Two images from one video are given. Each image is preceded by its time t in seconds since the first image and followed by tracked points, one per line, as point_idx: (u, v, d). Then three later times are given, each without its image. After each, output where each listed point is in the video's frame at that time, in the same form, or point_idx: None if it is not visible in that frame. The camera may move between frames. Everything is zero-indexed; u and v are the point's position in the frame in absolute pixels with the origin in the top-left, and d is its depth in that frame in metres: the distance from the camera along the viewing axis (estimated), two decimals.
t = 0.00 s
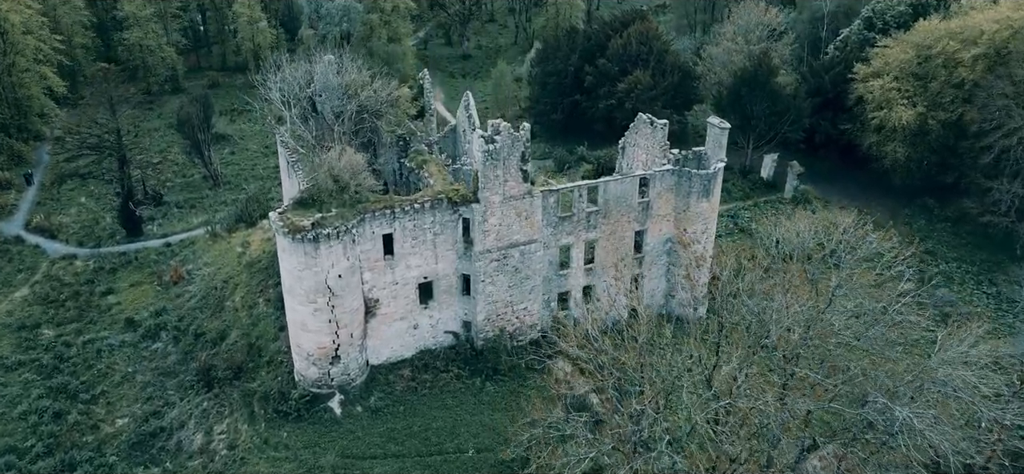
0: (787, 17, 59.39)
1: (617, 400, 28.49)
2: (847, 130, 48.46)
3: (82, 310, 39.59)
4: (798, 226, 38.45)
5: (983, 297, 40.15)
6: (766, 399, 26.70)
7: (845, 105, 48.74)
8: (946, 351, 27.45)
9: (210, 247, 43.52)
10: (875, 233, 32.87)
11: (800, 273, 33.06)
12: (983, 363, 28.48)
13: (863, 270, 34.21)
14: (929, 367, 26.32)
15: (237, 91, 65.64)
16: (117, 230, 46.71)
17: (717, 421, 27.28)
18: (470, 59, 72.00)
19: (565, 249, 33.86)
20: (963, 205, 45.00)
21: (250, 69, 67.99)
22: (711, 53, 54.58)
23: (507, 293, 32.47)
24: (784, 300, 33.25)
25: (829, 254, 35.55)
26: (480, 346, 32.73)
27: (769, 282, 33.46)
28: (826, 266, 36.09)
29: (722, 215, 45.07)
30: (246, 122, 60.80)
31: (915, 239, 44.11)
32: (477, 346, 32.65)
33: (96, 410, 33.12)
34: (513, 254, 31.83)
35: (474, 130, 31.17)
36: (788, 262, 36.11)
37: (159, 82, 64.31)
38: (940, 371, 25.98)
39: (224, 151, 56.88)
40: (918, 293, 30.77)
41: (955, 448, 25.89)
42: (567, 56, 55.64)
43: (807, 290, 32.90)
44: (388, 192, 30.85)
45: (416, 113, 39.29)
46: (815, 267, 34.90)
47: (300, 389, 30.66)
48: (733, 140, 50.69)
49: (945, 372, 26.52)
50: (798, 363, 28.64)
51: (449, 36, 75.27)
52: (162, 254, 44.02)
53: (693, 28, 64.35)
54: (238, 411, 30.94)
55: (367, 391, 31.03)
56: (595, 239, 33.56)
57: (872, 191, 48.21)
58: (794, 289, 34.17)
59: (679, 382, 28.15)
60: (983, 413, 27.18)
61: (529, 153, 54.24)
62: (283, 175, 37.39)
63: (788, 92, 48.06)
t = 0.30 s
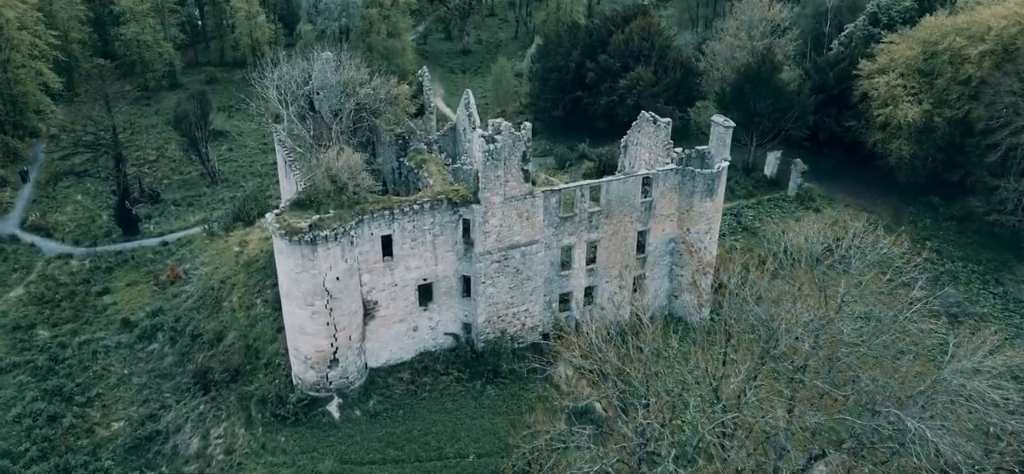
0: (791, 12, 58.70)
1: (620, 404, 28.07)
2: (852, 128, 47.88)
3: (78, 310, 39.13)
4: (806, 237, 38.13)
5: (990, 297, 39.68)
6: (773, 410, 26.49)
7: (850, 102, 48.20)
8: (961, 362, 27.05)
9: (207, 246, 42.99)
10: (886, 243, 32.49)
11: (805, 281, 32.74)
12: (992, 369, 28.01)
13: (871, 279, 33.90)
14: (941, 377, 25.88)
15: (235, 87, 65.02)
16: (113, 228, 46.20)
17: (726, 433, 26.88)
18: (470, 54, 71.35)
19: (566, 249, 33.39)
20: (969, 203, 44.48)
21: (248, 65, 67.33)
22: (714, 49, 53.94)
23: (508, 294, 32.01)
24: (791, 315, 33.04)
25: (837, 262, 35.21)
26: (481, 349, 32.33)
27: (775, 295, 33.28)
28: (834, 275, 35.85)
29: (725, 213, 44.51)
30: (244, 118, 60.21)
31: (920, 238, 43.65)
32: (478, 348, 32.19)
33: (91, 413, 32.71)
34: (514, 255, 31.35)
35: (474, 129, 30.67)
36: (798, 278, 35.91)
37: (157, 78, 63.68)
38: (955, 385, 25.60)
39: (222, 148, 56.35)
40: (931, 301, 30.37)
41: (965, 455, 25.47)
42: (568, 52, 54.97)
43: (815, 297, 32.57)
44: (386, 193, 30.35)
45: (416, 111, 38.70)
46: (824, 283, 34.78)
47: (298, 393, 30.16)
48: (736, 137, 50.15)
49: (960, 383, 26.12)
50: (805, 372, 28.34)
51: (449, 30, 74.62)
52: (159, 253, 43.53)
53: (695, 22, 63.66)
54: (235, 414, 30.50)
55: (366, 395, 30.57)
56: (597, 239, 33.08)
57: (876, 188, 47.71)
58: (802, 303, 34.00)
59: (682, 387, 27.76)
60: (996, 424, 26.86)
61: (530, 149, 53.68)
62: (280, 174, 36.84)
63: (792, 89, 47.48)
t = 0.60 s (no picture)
0: (795, 6, 57.96)
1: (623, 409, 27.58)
2: (857, 124, 47.27)
3: (74, 310, 38.64)
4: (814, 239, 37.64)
5: (997, 297, 39.16)
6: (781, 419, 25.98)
7: (855, 98, 47.64)
8: (973, 370, 26.48)
9: (204, 245, 42.46)
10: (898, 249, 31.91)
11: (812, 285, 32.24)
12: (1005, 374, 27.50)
13: (880, 283, 33.34)
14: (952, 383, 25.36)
15: (233, 82, 64.38)
16: (109, 226, 45.68)
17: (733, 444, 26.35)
18: (470, 49, 70.69)
19: (568, 249, 32.90)
20: (975, 201, 43.96)
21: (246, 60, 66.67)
22: (717, 44, 53.28)
23: (510, 295, 31.54)
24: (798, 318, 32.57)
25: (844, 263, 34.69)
26: (481, 350, 31.87)
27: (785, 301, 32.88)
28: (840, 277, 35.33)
29: (729, 211, 43.96)
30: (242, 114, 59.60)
31: (926, 237, 43.18)
32: (478, 350, 31.76)
33: (86, 416, 32.27)
34: (515, 256, 30.86)
35: (475, 128, 30.16)
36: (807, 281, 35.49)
37: (154, 73, 63.05)
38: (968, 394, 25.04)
39: (220, 144, 55.78)
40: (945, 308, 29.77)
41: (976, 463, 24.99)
42: (569, 47, 54.31)
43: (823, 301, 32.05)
44: (385, 193, 29.83)
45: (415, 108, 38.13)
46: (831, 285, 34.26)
47: (295, 397, 29.62)
48: (739, 134, 49.57)
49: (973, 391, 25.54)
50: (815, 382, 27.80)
51: (449, 24, 73.95)
52: (155, 252, 43.04)
53: (697, 17, 62.94)
54: (232, 418, 30.00)
55: (365, 398, 30.11)
56: (599, 239, 32.59)
57: (881, 186, 47.22)
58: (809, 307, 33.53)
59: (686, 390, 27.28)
60: (1009, 433, 26.32)
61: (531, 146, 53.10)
62: (278, 174, 36.30)
63: (796, 85, 46.85)
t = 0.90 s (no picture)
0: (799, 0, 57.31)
1: (626, 415, 27.12)
2: (861, 121, 46.67)
3: (70, 311, 38.20)
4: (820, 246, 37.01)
5: (1005, 298, 38.68)
6: (787, 427, 25.49)
7: (859, 95, 47.00)
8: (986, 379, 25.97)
9: (201, 244, 41.97)
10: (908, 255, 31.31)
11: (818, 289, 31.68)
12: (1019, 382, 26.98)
13: (888, 287, 32.74)
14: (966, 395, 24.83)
15: (230, 78, 63.73)
16: (105, 225, 45.18)
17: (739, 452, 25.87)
18: (470, 43, 70.07)
19: (570, 250, 32.43)
20: (981, 199, 43.45)
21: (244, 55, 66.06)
22: (719, 39, 52.65)
23: (511, 297, 31.10)
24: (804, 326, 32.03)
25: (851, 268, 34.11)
26: (482, 352, 31.45)
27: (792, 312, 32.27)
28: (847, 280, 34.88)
29: (732, 209, 43.44)
30: (240, 110, 59.03)
31: (931, 236, 42.69)
32: (480, 352, 31.47)
33: (82, 419, 31.86)
34: (516, 257, 30.37)
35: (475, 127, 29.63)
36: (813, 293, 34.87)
37: (151, 68, 62.41)
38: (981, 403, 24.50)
39: (217, 141, 55.23)
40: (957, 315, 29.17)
41: None
42: (570, 42, 53.62)
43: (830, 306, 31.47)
44: (384, 194, 29.32)
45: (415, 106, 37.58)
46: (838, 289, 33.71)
47: (293, 401, 29.21)
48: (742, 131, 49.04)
49: (986, 400, 25.02)
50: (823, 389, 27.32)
51: (449, 19, 73.31)
52: (152, 251, 42.56)
53: (699, 11, 62.33)
54: (228, 422, 29.55)
55: (364, 401, 29.66)
56: (602, 240, 32.12)
57: (886, 184, 46.77)
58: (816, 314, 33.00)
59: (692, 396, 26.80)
60: (1021, 441, 25.80)
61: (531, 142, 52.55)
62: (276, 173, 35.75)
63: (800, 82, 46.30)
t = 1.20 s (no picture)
0: None
1: (631, 423, 26.67)
2: (866, 118, 46.11)
3: (65, 312, 37.73)
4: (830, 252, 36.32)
5: (1012, 298, 38.21)
6: (799, 445, 24.91)
7: (864, 91, 46.46)
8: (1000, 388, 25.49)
9: (198, 244, 41.48)
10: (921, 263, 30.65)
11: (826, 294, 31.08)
12: None
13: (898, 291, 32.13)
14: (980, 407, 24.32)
15: (228, 73, 63.13)
16: (101, 223, 44.69)
17: (747, 465, 25.36)
18: (470, 38, 69.46)
19: (571, 250, 31.95)
20: (987, 196, 42.94)
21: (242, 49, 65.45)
22: (722, 35, 52.05)
23: (512, 298, 30.61)
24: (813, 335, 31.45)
25: (861, 275, 33.50)
26: (482, 355, 30.98)
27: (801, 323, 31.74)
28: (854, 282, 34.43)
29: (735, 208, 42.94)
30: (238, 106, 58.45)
31: (937, 235, 42.21)
32: (480, 355, 30.98)
33: (77, 423, 31.44)
34: (518, 259, 29.89)
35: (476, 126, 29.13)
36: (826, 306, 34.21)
37: (148, 64, 61.78)
38: (996, 415, 23.92)
39: (215, 137, 54.68)
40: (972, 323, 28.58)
41: None
42: (572, 38, 52.96)
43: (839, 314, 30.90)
44: (383, 194, 28.81)
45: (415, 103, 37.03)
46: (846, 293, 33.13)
47: (291, 405, 28.78)
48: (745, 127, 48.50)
49: (999, 410, 24.54)
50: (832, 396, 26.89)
51: (449, 13, 72.68)
52: (149, 250, 42.08)
53: (702, 6, 61.73)
54: (225, 426, 29.12)
55: (363, 405, 29.21)
56: (604, 240, 31.63)
57: (891, 181, 46.29)
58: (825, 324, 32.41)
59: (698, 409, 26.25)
60: None
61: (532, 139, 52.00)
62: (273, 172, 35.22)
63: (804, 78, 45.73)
